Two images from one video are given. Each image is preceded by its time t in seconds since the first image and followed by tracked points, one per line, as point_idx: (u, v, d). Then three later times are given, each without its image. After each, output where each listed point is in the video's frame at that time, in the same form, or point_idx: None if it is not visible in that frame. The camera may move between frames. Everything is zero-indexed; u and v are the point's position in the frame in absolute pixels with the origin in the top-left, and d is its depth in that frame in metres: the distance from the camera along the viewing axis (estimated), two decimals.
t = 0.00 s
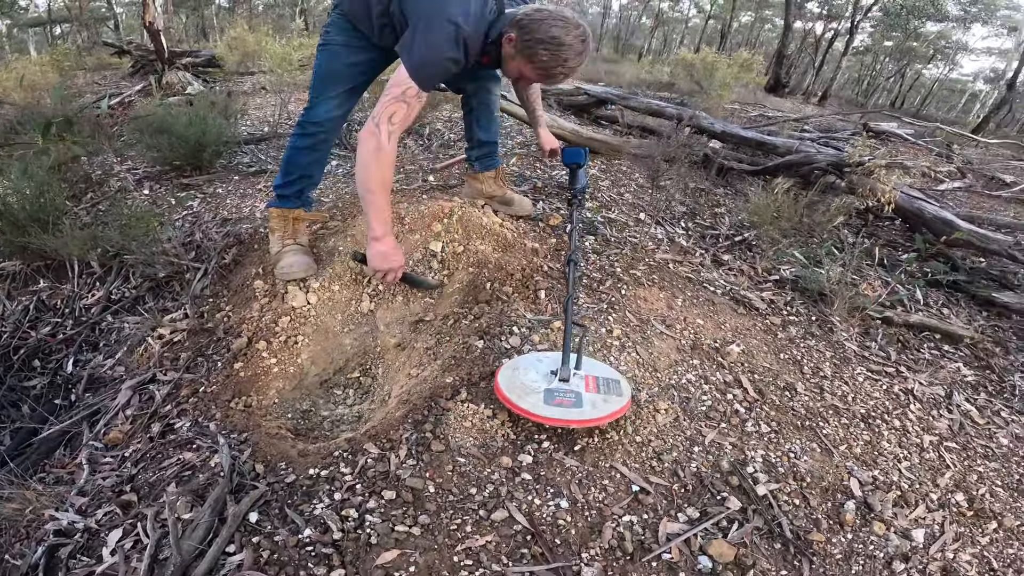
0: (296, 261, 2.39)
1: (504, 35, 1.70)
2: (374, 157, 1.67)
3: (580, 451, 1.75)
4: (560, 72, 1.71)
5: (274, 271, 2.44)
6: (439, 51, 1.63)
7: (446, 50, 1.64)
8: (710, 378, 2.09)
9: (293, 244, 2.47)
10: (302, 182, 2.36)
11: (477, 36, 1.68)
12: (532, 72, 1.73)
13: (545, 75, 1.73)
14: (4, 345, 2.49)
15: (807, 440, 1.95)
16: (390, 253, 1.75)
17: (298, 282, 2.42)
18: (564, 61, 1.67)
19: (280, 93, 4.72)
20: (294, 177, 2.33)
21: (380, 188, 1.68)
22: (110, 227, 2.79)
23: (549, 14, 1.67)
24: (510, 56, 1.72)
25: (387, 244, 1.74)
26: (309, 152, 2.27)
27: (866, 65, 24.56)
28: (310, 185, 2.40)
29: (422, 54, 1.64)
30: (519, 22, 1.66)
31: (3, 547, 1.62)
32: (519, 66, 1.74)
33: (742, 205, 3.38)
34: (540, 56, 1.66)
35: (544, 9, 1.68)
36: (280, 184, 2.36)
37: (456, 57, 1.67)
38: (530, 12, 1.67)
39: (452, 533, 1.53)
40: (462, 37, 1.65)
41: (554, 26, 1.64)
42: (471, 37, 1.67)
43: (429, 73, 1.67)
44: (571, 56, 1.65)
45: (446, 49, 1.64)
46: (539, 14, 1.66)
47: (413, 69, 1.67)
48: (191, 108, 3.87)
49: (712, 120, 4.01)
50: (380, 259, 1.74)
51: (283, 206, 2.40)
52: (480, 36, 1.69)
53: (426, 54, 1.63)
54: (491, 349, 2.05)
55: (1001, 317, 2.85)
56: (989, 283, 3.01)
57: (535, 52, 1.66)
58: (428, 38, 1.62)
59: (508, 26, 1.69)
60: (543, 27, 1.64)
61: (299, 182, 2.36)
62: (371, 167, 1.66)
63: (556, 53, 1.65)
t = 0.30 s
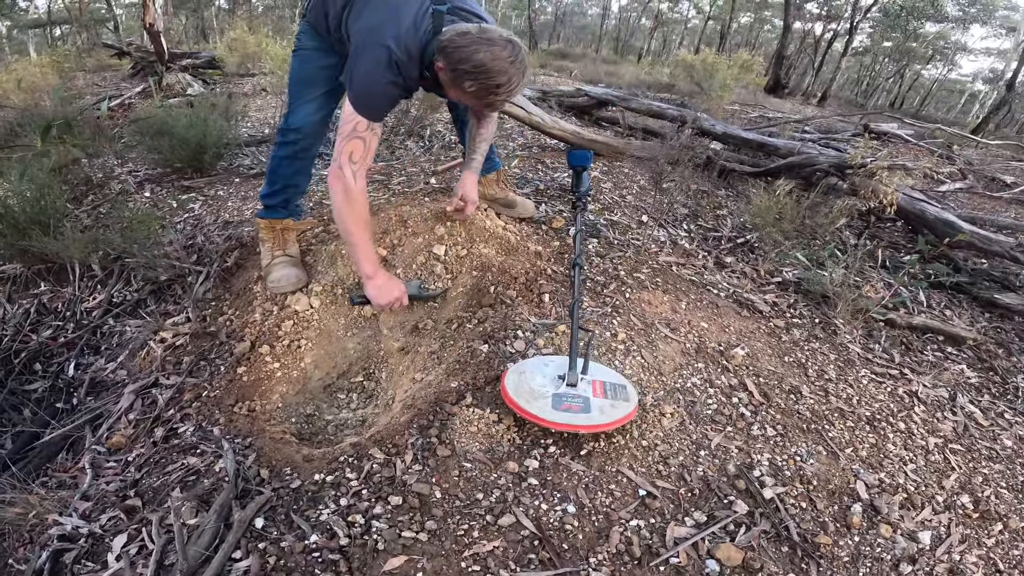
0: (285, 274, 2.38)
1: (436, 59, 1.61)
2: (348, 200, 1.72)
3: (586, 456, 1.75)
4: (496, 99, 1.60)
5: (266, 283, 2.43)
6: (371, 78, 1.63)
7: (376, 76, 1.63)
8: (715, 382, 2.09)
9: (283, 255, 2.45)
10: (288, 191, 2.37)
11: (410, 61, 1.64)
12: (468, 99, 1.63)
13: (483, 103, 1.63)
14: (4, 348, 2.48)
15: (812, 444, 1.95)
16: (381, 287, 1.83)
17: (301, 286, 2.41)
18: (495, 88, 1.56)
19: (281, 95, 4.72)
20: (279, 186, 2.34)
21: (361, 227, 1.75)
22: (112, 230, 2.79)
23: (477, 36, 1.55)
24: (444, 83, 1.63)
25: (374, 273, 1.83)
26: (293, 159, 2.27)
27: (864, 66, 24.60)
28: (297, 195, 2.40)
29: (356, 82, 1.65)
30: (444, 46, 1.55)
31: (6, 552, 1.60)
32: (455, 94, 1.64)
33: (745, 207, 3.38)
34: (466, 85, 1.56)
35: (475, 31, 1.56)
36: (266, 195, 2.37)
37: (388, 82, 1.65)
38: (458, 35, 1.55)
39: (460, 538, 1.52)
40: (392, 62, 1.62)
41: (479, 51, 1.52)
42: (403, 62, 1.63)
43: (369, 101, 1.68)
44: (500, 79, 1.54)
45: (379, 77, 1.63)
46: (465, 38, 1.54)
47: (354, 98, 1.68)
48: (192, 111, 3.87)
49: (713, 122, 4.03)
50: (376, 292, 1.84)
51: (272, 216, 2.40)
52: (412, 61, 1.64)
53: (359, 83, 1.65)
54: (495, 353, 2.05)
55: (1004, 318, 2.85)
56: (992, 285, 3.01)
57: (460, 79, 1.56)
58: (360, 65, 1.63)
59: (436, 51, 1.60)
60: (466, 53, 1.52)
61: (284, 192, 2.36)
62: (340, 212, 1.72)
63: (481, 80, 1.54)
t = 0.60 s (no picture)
0: (284, 277, 2.39)
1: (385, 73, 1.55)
2: (329, 212, 1.78)
3: (585, 456, 1.75)
4: (446, 110, 1.53)
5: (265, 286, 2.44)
6: (325, 87, 1.63)
7: (330, 84, 1.62)
8: (714, 382, 2.09)
9: (282, 258, 2.45)
10: (283, 194, 2.39)
11: (363, 70, 1.60)
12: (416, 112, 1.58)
13: (434, 115, 1.56)
14: (6, 349, 2.48)
15: (812, 443, 1.95)
16: (376, 287, 1.96)
17: (301, 287, 2.42)
18: (442, 100, 1.50)
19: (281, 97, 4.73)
20: (273, 189, 2.36)
21: (345, 233, 1.83)
22: (113, 232, 2.79)
23: (420, 48, 1.46)
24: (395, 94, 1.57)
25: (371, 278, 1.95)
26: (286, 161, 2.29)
27: (864, 66, 24.60)
28: (291, 197, 2.42)
29: (314, 90, 1.66)
30: (390, 58, 1.48)
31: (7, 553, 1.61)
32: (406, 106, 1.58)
33: (745, 208, 3.38)
34: (412, 98, 1.50)
35: (421, 42, 1.47)
36: (261, 197, 2.39)
37: (340, 89, 1.63)
38: (403, 46, 1.47)
39: (459, 538, 1.52)
40: (344, 70, 1.60)
41: (421, 64, 1.44)
42: (356, 70, 1.60)
43: (326, 108, 1.68)
44: (442, 97, 1.48)
45: (333, 85, 1.62)
46: (407, 51, 1.46)
47: (314, 105, 1.69)
48: (193, 113, 3.88)
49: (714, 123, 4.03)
50: (370, 290, 1.96)
51: (268, 218, 2.42)
52: (365, 70, 1.60)
53: (315, 90, 1.65)
54: (495, 353, 2.05)
55: (1005, 318, 2.85)
56: (993, 284, 3.01)
57: (405, 93, 1.50)
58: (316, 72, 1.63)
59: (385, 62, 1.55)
60: (408, 67, 1.45)
61: (278, 193, 2.38)
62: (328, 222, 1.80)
63: (425, 94, 1.48)
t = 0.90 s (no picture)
0: (281, 278, 2.38)
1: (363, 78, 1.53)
2: (323, 220, 1.80)
3: (583, 456, 1.75)
4: (426, 111, 1.50)
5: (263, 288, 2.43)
6: (308, 95, 1.64)
7: (312, 92, 1.63)
8: (713, 381, 2.09)
9: (279, 260, 2.46)
10: (278, 196, 2.37)
11: (343, 76, 1.59)
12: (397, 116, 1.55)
13: (416, 118, 1.53)
14: (5, 350, 2.48)
15: (812, 443, 1.94)
16: (372, 292, 2.00)
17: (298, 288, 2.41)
18: (421, 102, 1.47)
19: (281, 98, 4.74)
20: (268, 191, 2.35)
21: (341, 240, 1.84)
22: (112, 233, 2.80)
23: (396, 50, 1.45)
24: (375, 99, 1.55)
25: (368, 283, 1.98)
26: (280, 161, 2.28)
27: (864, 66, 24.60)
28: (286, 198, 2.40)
29: (297, 99, 1.67)
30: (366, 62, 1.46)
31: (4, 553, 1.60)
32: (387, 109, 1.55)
33: (744, 208, 3.38)
34: (391, 101, 1.48)
35: (396, 44, 1.46)
36: (256, 199, 2.38)
37: (321, 95, 1.63)
38: (379, 50, 1.46)
39: (455, 538, 1.52)
40: (325, 76, 1.59)
41: (396, 66, 1.42)
42: (337, 77, 1.59)
43: (311, 116, 1.69)
44: (418, 98, 1.45)
45: (315, 92, 1.63)
46: (383, 54, 1.44)
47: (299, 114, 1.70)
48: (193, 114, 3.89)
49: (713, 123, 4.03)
50: (368, 295, 2.00)
51: (264, 220, 2.41)
52: (345, 76, 1.59)
53: (298, 100, 1.66)
54: (493, 353, 2.05)
55: (1006, 317, 2.84)
56: (993, 284, 3.00)
57: (383, 96, 1.48)
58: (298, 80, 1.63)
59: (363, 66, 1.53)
60: (383, 69, 1.43)
61: (274, 195, 2.36)
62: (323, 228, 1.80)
63: (403, 97, 1.45)
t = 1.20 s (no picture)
0: (278, 279, 2.36)
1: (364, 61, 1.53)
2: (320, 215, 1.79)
3: (583, 455, 1.73)
4: (433, 86, 1.48)
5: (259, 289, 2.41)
6: (308, 93, 1.65)
7: (310, 88, 1.64)
8: (714, 380, 2.08)
9: (275, 261, 2.44)
10: (274, 196, 2.37)
11: (342, 67, 1.60)
12: (405, 96, 1.53)
13: (422, 95, 1.52)
14: (3, 351, 2.46)
15: (814, 442, 1.93)
16: (372, 282, 2.03)
17: (296, 288, 2.39)
18: (428, 74, 1.45)
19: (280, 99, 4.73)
20: (262, 191, 2.34)
21: (338, 234, 1.82)
22: (111, 233, 2.79)
23: (397, 25, 1.44)
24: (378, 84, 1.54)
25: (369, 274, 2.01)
26: (275, 161, 2.26)
27: (863, 67, 24.64)
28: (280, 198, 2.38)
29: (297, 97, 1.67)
30: (367, 42, 1.45)
31: None
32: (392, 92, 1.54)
33: (744, 207, 3.36)
34: (397, 78, 1.46)
35: (393, 21, 1.45)
36: (251, 199, 2.36)
37: (322, 88, 1.64)
38: (378, 28, 1.45)
39: (454, 538, 1.50)
40: (323, 72, 1.61)
41: (398, 40, 1.42)
42: (335, 70, 1.60)
43: (313, 113, 1.70)
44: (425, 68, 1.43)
45: (314, 88, 1.64)
46: (384, 29, 1.44)
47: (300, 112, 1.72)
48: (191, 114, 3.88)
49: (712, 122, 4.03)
50: (365, 286, 2.03)
51: (259, 220, 2.39)
52: (343, 66, 1.60)
53: (299, 99, 1.67)
54: (492, 352, 2.03)
55: (1008, 316, 2.83)
56: (995, 283, 2.98)
57: (388, 72, 1.46)
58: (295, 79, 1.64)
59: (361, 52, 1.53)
60: (383, 45, 1.42)
61: (269, 194, 2.35)
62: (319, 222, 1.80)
63: (409, 68, 1.43)
